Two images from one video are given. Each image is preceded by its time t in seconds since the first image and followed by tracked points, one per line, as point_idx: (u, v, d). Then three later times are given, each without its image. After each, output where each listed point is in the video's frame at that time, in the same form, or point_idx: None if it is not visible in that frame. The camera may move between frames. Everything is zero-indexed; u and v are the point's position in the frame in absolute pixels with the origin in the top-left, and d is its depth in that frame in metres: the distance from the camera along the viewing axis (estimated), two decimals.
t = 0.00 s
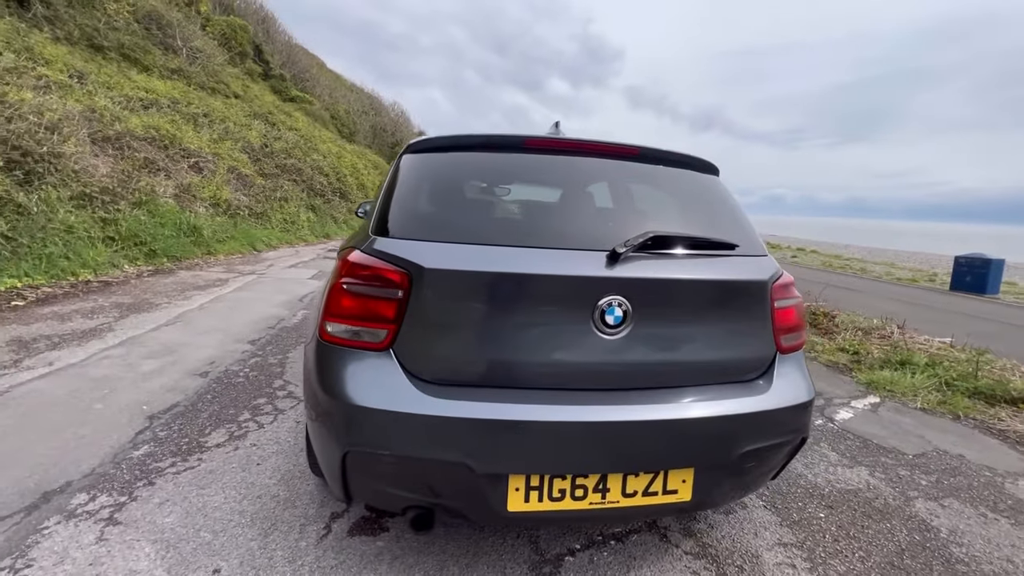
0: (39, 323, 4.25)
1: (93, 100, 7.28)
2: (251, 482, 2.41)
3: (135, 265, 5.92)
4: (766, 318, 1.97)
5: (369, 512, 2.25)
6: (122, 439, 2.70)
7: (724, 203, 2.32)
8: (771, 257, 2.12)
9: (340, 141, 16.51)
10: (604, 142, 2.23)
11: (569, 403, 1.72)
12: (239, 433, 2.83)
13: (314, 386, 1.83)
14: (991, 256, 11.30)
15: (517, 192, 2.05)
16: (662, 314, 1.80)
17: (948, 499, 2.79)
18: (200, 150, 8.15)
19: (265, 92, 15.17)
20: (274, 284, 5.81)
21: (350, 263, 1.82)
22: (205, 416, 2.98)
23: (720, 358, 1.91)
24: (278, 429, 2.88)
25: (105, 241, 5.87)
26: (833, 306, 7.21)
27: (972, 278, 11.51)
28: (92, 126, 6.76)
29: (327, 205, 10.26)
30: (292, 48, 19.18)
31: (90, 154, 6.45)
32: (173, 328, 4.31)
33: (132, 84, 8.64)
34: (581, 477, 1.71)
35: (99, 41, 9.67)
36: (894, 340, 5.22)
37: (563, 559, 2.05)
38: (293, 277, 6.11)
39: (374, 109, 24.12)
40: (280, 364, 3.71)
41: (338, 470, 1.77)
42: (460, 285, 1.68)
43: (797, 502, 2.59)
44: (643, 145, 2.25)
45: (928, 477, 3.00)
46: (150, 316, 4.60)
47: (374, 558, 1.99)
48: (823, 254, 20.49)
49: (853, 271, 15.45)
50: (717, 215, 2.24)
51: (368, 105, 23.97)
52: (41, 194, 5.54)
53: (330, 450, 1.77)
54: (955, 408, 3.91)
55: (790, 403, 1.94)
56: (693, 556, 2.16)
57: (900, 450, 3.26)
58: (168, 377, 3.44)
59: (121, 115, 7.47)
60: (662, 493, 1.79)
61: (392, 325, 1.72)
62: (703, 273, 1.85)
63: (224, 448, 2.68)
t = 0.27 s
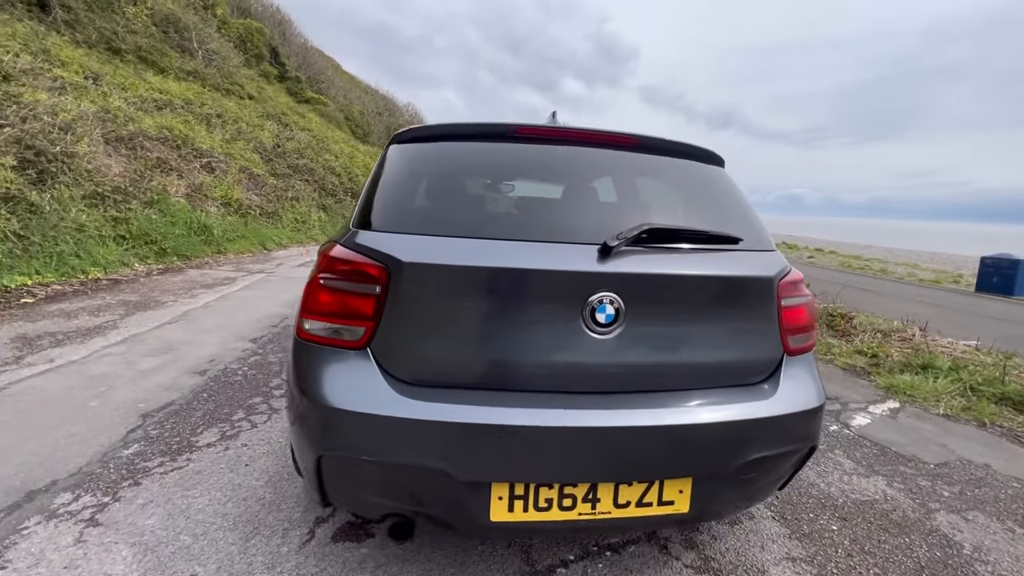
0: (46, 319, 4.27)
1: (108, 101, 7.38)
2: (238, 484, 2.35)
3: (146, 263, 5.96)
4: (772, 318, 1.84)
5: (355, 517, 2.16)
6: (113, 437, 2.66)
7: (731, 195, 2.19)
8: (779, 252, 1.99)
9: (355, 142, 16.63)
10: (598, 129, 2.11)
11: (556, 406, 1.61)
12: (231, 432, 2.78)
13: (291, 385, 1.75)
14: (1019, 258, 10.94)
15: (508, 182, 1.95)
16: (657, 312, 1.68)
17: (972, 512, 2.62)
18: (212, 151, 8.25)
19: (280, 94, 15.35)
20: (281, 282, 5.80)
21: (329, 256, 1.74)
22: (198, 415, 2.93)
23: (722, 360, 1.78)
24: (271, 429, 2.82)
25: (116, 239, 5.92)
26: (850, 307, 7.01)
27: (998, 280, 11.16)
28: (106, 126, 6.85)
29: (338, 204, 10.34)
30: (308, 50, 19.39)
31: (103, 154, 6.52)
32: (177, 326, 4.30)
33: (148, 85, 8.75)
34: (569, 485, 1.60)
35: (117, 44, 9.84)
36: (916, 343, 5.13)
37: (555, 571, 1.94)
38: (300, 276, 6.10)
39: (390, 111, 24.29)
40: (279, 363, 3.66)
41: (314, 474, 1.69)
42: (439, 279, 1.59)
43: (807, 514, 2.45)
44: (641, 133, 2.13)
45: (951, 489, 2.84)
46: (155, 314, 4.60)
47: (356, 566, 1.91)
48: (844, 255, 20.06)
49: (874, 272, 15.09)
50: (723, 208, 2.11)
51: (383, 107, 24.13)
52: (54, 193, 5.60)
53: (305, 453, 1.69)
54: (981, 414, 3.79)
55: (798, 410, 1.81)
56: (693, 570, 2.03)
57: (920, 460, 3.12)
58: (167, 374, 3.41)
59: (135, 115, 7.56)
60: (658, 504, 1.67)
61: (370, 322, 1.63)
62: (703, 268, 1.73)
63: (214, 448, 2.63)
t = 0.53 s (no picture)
0: (53, 317, 4.31)
1: (122, 102, 7.48)
2: (225, 486, 2.31)
3: (155, 262, 6.01)
4: (773, 321, 1.74)
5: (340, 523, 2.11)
6: (105, 436, 2.64)
7: (733, 191, 2.08)
8: (782, 251, 1.89)
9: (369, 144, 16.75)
10: (592, 123, 2.03)
11: (539, 412, 1.53)
12: (223, 433, 2.75)
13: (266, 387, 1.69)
14: None
15: (496, 178, 1.87)
16: (647, 314, 1.59)
17: (992, 527, 2.49)
18: (224, 151, 8.36)
19: (294, 95, 15.52)
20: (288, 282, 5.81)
21: (307, 254, 1.68)
22: (193, 414, 2.91)
23: (719, 365, 1.68)
24: (264, 430, 2.79)
25: (127, 239, 5.98)
26: (867, 310, 6.84)
27: None
28: (119, 127, 6.94)
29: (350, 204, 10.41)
30: (322, 53, 19.60)
31: (116, 154, 6.61)
32: (181, 325, 4.31)
33: (163, 87, 8.88)
34: (552, 496, 1.51)
35: (134, 47, 10.00)
36: (933, 345, 5.10)
37: None
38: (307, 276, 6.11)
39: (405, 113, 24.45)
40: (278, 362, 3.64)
41: (287, 480, 1.63)
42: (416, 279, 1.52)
43: (814, 527, 2.34)
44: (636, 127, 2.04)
45: (969, 502, 2.71)
46: (161, 313, 4.61)
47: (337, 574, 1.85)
48: (863, 256, 19.67)
49: (894, 273, 14.75)
50: (724, 204, 2.01)
51: (398, 109, 24.29)
52: (67, 193, 5.67)
53: (278, 457, 1.63)
54: (1003, 423, 3.68)
55: (800, 419, 1.70)
56: None
57: (937, 470, 3.00)
58: (166, 373, 3.41)
59: (148, 117, 7.67)
60: (647, 517, 1.57)
61: (345, 322, 1.57)
62: (698, 268, 1.63)
63: (205, 448, 2.60)
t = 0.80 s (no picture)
0: (62, 316, 4.38)
1: (135, 105, 7.62)
2: (218, 485, 2.33)
3: (166, 263, 6.10)
4: (760, 326, 1.70)
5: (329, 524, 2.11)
6: (105, 434, 2.68)
7: (723, 192, 2.06)
8: (772, 254, 1.86)
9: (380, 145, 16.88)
10: (580, 124, 2.01)
11: (517, 416, 1.51)
12: (220, 432, 2.78)
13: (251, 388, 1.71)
14: None
15: (481, 179, 1.86)
16: (628, 318, 1.56)
17: (996, 538, 2.43)
18: (235, 153, 8.50)
19: (306, 98, 15.71)
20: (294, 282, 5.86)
21: (290, 257, 1.69)
22: (192, 414, 2.94)
23: (703, 369, 1.65)
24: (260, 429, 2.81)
25: (138, 239, 6.09)
26: (877, 313, 6.73)
27: None
28: (132, 129, 7.07)
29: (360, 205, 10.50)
30: (335, 55, 19.80)
31: (128, 156, 6.74)
32: (186, 324, 4.37)
33: (176, 90, 9.02)
34: (530, 501, 1.49)
35: (149, 51, 10.19)
36: (945, 350, 5.01)
37: None
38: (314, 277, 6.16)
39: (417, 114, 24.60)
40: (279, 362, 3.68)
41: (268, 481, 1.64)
42: (393, 281, 1.52)
43: (809, 534, 2.30)
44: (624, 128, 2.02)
45: (974, 511, 2.64)
46: (168, 312, 4.68)
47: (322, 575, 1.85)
48: (879, 258, 19.35)
49: (910, 275, 14.50)
50: (713, 206, 1.98)
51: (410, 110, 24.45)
52: (80, 194, 5.79)
53: (260, 458, 1.63)
54: (1014, 430, 3.60)
55: (786, 426, 1.67)
56: None
57: (942, 478, 2.94)
58: (168, 372, 3.45)
59: (160, 119, 7.80)
60: (628, 523, 1.55)
61: (325, 325, 1.57)
62: (681, 271, 1.60)
63: (201, 447, 2.62)
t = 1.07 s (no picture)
0: (68, 314, 4.49)
1: (143, 107, 7.78)
2: (205, 479, 2.39)
3: (171, 262, 6.21)
4: (726, 326, 1.70)
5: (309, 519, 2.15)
6: (100, 429, 2.75)
7: (697, 192, 2.07)
8: (744, 255, 1.87)
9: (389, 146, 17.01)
10: (553, 126, 2.02)
11: (481, 414, 1.54)
12: (211, 428, 2.83)
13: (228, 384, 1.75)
14: None
15: (454, 180, 1.89)
16: (592, 317, 1.57)
17: (981, 542, 2.41)
18: (241, 154, 8.66)
19: (315, 99, 15.88)
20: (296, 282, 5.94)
21: (265, 256, 1.73)
22: (186, 410, 3.01)
23: (669, 368, 1.65)
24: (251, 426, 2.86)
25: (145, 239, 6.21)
26: (882, 314, 6.66)
27: None
28: (140, 131, 7.21)
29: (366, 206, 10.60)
30: (344, 56, 19.99)
31: (136, 158, 6.88)
32: (187, 323, 4.45)
33: (184, 92, 9.19)
34: (494, 496, 1.52)
35: (159, 54, 10.38)
36: (947, 352, 4.95)
37: None
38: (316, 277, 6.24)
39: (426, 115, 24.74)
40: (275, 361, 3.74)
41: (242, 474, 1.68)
42: (357, 281, 1.55)
43: (788, 535, 2.30)
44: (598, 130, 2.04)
45: (960, 514, 2.62)
46: (170, 311, 4.77)
47: (298, 568, 1.89)
48: (892, 259, 19.09)
49: (921, 276, 14.30)
50: (685, 206, 1.99)
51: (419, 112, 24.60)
52: (88, 195, 5.93)
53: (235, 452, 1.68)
54: (1011, 434, 3.56)
55: (751, 425, 1.67)
56: None
57: (931, 481, 2.91)
58: (166, 370, 3.52)
59: (168, 120, 7.95)
60: (592, 520, 1.57)
61: (296, 322, 1.61)
62: (646, 272, 1.61)
63: (192, 443, 2.68)
